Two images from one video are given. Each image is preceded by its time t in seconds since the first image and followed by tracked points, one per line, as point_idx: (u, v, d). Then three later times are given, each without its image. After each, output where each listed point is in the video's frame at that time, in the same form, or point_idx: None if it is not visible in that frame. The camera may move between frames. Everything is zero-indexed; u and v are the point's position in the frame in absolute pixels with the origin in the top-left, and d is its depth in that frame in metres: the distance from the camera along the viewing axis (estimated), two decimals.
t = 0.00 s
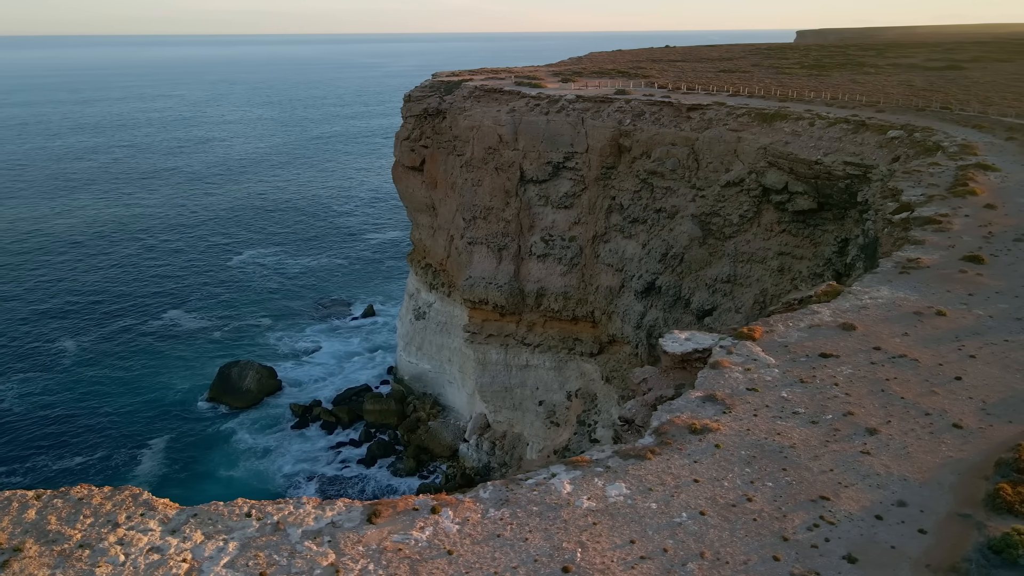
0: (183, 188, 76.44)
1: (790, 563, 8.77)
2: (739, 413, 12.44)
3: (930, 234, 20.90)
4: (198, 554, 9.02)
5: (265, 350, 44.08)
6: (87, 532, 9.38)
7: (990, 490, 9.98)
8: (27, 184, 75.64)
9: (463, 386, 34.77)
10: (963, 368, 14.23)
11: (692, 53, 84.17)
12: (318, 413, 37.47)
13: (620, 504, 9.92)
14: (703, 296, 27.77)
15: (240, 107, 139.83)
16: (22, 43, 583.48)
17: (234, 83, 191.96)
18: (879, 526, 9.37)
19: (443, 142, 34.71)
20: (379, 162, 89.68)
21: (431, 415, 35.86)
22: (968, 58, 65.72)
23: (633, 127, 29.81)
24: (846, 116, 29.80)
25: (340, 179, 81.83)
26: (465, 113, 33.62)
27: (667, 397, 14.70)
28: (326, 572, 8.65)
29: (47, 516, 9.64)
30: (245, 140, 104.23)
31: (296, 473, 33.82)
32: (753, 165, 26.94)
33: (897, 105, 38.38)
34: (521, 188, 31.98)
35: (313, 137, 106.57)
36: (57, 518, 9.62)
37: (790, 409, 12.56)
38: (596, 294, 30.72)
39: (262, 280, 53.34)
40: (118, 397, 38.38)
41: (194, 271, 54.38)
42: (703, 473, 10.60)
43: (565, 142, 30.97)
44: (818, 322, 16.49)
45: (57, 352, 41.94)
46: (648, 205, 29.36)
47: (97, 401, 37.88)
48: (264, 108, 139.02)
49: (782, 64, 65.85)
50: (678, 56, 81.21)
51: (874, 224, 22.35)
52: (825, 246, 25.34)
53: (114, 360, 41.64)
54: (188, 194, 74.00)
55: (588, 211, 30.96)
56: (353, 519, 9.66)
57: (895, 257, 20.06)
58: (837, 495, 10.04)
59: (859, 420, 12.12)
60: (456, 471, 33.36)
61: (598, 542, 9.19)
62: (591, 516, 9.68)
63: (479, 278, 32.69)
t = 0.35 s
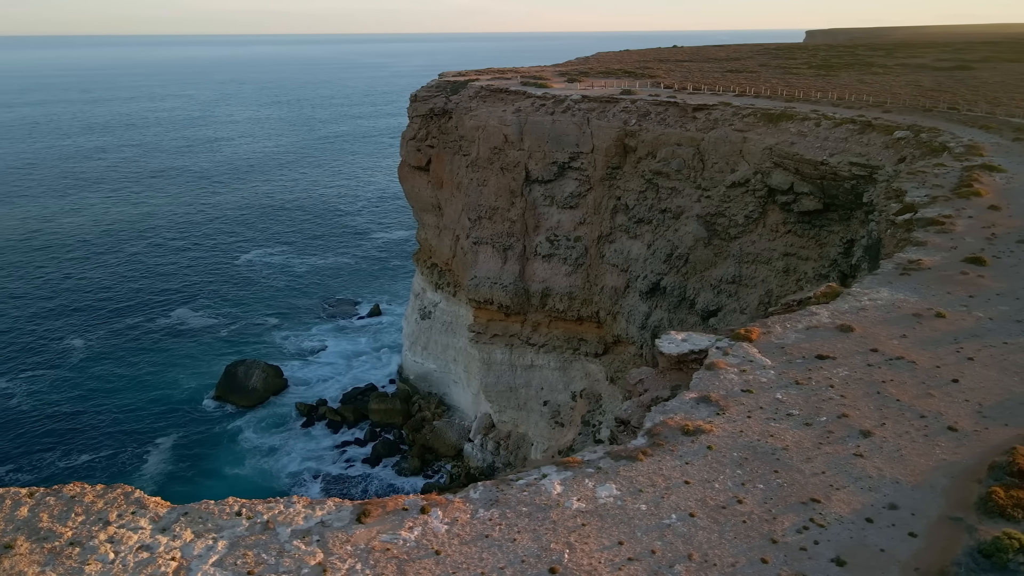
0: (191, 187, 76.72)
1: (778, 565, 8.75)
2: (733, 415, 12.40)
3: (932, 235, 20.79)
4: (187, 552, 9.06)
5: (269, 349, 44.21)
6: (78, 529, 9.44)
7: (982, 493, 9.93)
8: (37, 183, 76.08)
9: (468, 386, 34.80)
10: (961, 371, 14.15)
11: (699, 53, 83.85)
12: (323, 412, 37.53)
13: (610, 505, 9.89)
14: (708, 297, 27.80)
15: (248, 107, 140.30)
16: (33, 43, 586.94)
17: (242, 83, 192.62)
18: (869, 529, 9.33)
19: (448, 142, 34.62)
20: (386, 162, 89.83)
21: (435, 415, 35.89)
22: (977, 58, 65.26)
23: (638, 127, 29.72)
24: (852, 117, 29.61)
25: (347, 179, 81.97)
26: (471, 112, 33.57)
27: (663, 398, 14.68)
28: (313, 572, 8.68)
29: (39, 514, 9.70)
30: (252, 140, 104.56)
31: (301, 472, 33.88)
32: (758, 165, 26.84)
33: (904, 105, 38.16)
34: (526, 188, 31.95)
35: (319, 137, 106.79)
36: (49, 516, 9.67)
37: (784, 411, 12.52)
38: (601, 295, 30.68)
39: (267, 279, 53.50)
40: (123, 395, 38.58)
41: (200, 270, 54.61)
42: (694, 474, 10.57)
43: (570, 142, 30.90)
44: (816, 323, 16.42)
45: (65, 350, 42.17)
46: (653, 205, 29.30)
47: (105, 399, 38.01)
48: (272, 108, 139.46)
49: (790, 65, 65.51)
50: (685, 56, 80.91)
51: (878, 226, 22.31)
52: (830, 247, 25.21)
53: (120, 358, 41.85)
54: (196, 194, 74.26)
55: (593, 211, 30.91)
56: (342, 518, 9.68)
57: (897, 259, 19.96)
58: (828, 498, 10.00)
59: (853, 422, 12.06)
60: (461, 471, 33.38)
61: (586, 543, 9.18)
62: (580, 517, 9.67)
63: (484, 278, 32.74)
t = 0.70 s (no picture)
0: (197, 187, 76.93)
1: (767, 567, 8.74)
2: (727, 416, 12.38)
3: (934, 236, 20.69)
4: (177, 551, 9.10)
5: (272, 348, 44.31)
6: (70, 527, 9.48)
7: (976, 496, 9.87)
8: (45, 182, 76.49)
9: (472, 386, 34.83)
10: (958, 373, 14.07)
11: (705, 53, 83.59)
12: (328, 411, 37.60)
13: (600, 506, 9.88)
14: (712, 297, 27.75)
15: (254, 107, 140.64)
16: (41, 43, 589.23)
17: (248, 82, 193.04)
18: (860, 531, 9.31)
19: (453, 142, 34.63)
20: (390, 162, 89.90)
21: (439, 414, 35.95)
22: (985, 59, 64.84)
23: (643, 127, 29.67)
24: (856, 117, 29.47)
25: (352, 179, 82.08)
26: (475, 112, 33.56)
27: (659, 399, 14.68)
28: (302, 571, 8.70)
29: (31, 512, 9.74)
30: (257, 139, 104.82)
31: (305, 471, 33.96)
32: (763, 166, 26.77)
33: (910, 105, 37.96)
34: (531, 188, 31.93)
35: (324, 136, 106.93)
36: (41, 514, 9.72)
37: (778, 412, 12.48)
38: (605, 295, 30.64)
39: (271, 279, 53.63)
40: (127, 393, 38.73)
41: (204, 268, 54.75)
42: (686, 476, 10.55)
43: (574, 142, 30.87)
44: (813, 324, 16.36)
45: (71, 348, 42.39)
46: (657, 206, 29.26)
47: (112, 398, 38.15)
48: (278, 108, 139.76)
49: (796, 65, 65.21)
50: (690, 56, 80.66)
51: (880, 227, 22.31)
52: (835, 248, 25.10)
53: (124, 356, 42.01)
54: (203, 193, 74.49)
55: (597, 211, 30.86)
56: (333, 518, 9.70)
57: (897, 260, 19.88)
58: (819, 500, 9.96)
59: (847, 424, 12.02)
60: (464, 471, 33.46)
61: (575, 544, 9.18)
62: (570, 518, 9.66)
63: (488, 278, 32.76)
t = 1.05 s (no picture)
0: (202, 186, 77.15)
1: (756, 569, 8.72)
2: (721, 418, 12.35)
3: (936, 237, 20.59)
4: (167, 550, 9.13)
5: (276, 347, 44.41)
6: (61, 526, 9.52)
7: (968, 499, 9.83)
8: (53, 181, 76.80)
9: (476, 386, 34.85)
10: (955, 374, 14.01)
11: (711, 53, 83.35)
12: (332, 410, 37.61)
13: (590, 507, 9.87)
14: (716, 297, 27.70)
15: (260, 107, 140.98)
16: (50, 43, 591.72)
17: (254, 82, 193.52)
18: (850, 534, 9.28)
19: (458, 142, 34.63)
20: (395, 162, 90.00)
21: (443, 414, 35.95)
22: (993, 59, 64.46)
23: (647, 127, 29.62)
24: (861, 117, 29.36)
25: (357, 178, 82.18)
26: (480, 112, 33.52)
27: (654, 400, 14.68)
28: (290, 571, 8.72)
29: (24, 510, 9.79)
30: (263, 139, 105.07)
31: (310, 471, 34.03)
32: (767, 166, 26.71)
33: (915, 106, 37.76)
34: (535, 188, 31.90)
35: (329, 136, 107.10)
36: (34, 512, 9.76)
37: (772, 413, 12.45)
38: (609, 295, 30.62)
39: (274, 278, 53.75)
40: (130, 391, 38.88)
41: (209, 268, 54.91)
42: (678, 477, 10.53)
43: (579, 142, 30.81)
44: (811, 326, 16.30)
45: (76, 347, 42.59)
46: (661, 206, 29.20)
47: (117, 396, 38.31)
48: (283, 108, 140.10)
49: (802, 65, 64.94)
50: (696, 56, 80.45)
51: (883, 228, 22.30)
52: (839, 249, 24.98)
53: (128, 355, 42.18)
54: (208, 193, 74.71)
55: (602, 211, 30.83)
56: (323, 517, 9.73)
57: (897, 261, 19.80)
58: (811, 502, 9.93)
59: (841, 426, 11.97)
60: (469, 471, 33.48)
61: (564, 545, 9.17)
62: (560, 519, 9.66)
63: (492, 278, 32.74)
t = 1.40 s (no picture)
0: (207, 185, 77.34)
1: (744, 571, 8.70)
2: (715, 419, 12.32)
3: (938, 238, 20.51)
4: (157, 548, 9.16)
5: (279, 346, 44.52)
6: (54, 524, 9.57)
7: (959, 501, 9.79)
8: (59, 181, 77.14)
9: (479, 386, 34.88)
10: (951, 376, 13.93)
11: (717, 53, 83.14)
12: (337, 409, 37.72)
13: (580, 508, 9.87)
14: (720, 299, 27.71)
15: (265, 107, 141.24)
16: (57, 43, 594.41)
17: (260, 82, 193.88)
18: (840, 536, 9.26)
19: (462, 141, 34.61)
20: (400, 161, 90.08)
21: (447, 414, 35.96)
22: (1001, 59, 64.09)
23: (651, 127, 29.52)
24: (865, 117, 29.23)
25: (362, 178, 82.28)
26: (484, 112, 33.42)
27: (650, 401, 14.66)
28: (279, 570, 8.74)
29: (17, 508, 9.83)
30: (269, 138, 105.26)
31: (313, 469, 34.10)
32: (771, 166, 26.60)
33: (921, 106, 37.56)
34: (539, 188, 31.87)
35: (335, 136, 107.27)
36: (26, 510, 9.80)
37: (766, 415, 12.41)
38: (612, 296, 30.59)
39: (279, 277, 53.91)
40: (134, 390, 39.02)
41: (213, 266, 55.07)
42: (669, 478, 10.51)
43: (583, 142, 30.73)
44: (808, 326, 16.23)
45: (81, 345, 42.78)
46: (665, 206, 29.17)
47: (120, 394, 38.47)
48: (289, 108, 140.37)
49: (809, 65, 64.69)
50: (702, 56, 80.23)
51: (885, 229, 22.28)
52: (843, 250, 24.88)
53: (132, 353, 42.33)
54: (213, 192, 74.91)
55: (606, 211, 30.78)
56: (314, 517, 9.76)
57: (898, 262, 19.74)
58: (802, 503, 9.91)
59: (835, 427, 11.93)
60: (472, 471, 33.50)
61: (553, 546, 9.17)
62: (549, 520, 9.65)
63: (496, 278, 32.74)
